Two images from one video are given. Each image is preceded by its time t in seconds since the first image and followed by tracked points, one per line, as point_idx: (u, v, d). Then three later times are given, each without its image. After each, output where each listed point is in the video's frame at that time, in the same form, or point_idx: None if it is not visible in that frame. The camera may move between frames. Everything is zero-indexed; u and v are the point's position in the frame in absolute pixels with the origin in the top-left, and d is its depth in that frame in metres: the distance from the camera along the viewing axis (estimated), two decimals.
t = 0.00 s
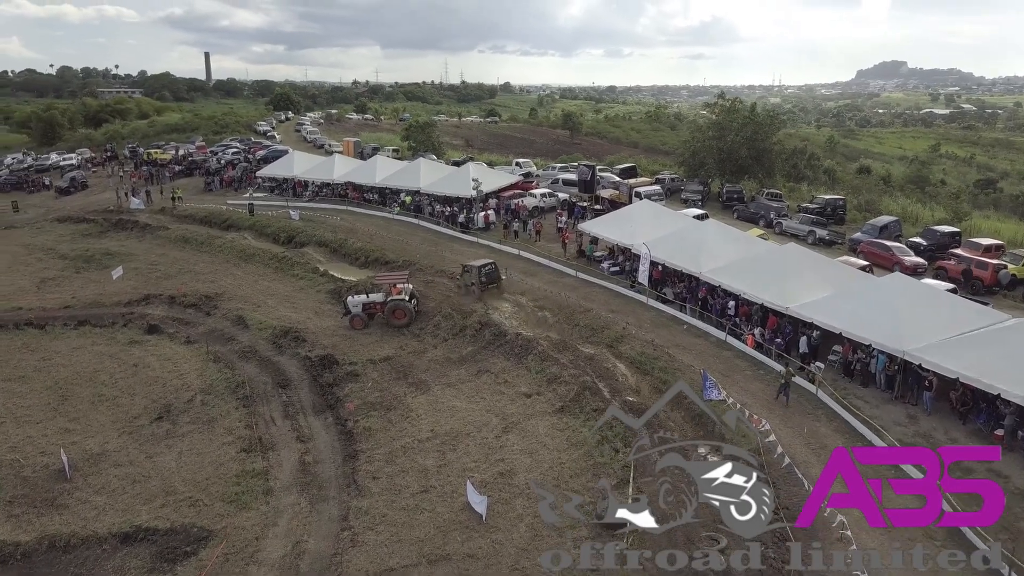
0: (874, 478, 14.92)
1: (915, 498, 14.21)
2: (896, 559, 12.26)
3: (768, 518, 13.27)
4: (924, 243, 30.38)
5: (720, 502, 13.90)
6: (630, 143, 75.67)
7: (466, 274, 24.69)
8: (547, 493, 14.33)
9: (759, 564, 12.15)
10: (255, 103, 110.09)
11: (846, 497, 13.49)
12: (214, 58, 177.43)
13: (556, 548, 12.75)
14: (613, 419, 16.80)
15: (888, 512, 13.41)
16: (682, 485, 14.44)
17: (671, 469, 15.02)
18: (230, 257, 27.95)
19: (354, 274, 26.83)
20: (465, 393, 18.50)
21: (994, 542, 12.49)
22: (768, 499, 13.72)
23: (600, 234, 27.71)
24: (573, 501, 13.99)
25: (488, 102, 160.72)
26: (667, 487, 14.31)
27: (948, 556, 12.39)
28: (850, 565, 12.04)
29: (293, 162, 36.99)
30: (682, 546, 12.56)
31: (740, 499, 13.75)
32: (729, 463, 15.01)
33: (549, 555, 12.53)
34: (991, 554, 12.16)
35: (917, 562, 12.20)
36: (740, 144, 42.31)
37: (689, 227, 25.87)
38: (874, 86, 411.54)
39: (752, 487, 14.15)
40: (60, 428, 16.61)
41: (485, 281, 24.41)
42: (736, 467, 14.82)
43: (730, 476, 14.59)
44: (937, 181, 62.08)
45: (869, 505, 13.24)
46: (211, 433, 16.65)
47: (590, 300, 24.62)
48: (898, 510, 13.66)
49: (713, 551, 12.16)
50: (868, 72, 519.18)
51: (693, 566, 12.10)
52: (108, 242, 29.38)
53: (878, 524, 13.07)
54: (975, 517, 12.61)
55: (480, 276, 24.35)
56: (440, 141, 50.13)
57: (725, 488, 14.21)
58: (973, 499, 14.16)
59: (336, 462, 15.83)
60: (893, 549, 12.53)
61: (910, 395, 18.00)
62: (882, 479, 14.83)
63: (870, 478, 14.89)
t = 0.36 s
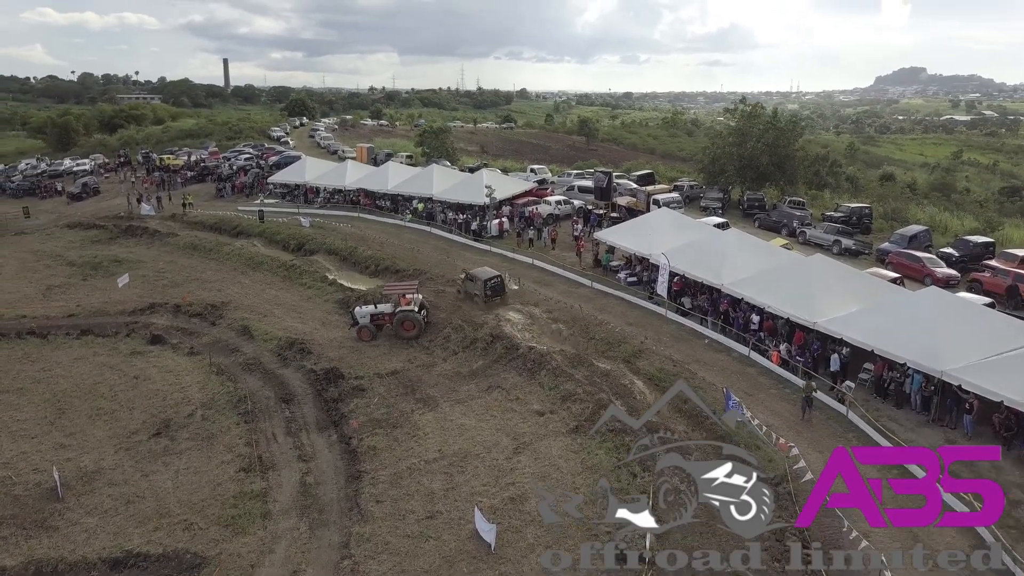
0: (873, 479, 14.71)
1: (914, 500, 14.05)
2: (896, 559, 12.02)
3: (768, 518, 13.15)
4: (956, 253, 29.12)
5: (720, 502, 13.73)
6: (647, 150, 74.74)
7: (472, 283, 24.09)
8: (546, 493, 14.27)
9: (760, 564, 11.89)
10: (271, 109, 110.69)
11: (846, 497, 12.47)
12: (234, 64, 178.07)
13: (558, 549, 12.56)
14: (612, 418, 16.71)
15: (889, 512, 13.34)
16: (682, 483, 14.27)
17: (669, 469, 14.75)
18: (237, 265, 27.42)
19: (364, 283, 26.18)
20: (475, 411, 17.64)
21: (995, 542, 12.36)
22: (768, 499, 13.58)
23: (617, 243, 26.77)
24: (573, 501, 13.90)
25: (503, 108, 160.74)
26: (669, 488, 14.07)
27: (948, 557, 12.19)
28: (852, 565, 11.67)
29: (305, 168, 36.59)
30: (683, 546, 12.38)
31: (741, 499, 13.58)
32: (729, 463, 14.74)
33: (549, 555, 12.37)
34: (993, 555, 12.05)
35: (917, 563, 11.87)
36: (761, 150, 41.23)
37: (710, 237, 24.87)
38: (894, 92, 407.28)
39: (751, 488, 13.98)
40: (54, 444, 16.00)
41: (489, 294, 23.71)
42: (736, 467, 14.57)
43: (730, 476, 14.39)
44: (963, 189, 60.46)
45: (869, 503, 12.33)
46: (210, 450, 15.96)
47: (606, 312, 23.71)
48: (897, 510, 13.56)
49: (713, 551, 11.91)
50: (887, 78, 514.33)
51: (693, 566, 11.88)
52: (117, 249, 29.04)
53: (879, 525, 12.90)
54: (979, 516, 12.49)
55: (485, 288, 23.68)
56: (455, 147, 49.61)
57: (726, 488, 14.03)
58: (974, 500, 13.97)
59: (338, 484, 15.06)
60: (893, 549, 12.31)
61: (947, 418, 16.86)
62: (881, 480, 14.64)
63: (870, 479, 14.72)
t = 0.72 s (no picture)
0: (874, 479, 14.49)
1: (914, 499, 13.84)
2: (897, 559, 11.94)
3: (768, 518, 13.06)
4: (988, 261, 27.91)
5: (720, 502, 13.70)
6: (662, 152, 73.68)
7: (472, 283, 23.65)
8: (546, 493, 14.14)
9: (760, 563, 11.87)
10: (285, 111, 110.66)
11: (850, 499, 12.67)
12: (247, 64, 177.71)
13: (557, 548, 12.45)
14: (613, 419, 16.56)
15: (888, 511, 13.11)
16: (682, 483, 14.17)
17: (671, 469, 14.63)
18: (243, 270, 26.84)
19: (372, 289, 25.51)
20: (483, 427, 16.81)
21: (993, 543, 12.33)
22: (768, 499, 13.48)
23: (632, 249, 25.89)
24: (573, 502, 13.77)
25: (516, 109, 159.97)
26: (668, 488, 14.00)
27: (948, 557, 12.07)
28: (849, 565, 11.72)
29: (314, 170, 36.09)
30: (683, 546, 12.36)
31: (741, 499, 13.58)
32: (729, 463, 14.78)
33: (549, 555, 12.24)
34: (992, 555, 12.09)
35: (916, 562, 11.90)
36: (781, 154, 40.06)
37: (729, 244, 23.91)
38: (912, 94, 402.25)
39: (751, 487, 13.90)
40: (45, 458, 15.39)
41: (491, 295, 23.28)
42: (736, 467, 14.57)
43: (730, 476, 14.42)
44: (988, 193, 58.86)
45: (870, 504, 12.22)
46: (205, 466, 15.27)
47: (619, 322, 22.79)
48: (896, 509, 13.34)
49: (712, 550, 12.01)
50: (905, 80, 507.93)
51: (694, 566, 11.89)
52: (123, 252, 28.65)
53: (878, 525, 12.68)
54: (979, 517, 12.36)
55: (486, 288, 23.25)
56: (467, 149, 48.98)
57: (725, 488, 14.07)
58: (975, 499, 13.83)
59: (338, 504, 14.27)
60: (894, 549, 12.23)
61: (986, 439, 15.77)
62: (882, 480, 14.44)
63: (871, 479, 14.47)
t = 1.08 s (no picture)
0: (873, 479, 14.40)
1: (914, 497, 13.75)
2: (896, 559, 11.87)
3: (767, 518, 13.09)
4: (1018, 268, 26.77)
5: (720, 501, 13.69)
6: (676, 153, 72.62)
7: (467, 285, 23.26)
8: (547, 493, 14.08)
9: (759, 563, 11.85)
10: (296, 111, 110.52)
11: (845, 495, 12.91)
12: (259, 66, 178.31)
13: (557, 549, 12.37)
14: (613, 418, 16.54)
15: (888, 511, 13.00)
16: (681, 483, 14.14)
17: (671, 469, 14.61)
18: (247, 275, 26.26)
19: (378, 294, 24.87)
20: (490, 444, 16.02)
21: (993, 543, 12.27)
22: (768, 499, 13.51)
23: (646, 255, 25.04)
24: (575, 501, 13.79)
25: (527, 110, 159.68)
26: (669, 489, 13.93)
27: (948, 557, 11.99)
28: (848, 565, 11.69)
29: (322, 171, 35.53)
30: (684, 545, 12.32)
31: (740, 499, 13.57)
32: (729, 463, 14.72)
33: (549, 556, 12.16)
34: (992, 555, 12.03)
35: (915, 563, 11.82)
36: (801, 156, 38.93)
37: (748, 250, 22.98)
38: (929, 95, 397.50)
39: (751, 487, 13.89)
40: (35, 472, 14.82)
41: (486, 296, 22.89)
42: (736, 467, 14.52)
43: (730, 476, 14.35)
44: (1011, 195, 57.38)
45: (870, 504, 12.19)
46: (200, 482, 14.65)
47: (632, 331, 21.94)
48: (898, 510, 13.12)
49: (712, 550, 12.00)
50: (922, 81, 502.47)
51: (693, 566, 11.88)
52: (128, 255, 28.21)
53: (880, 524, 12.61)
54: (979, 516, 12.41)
55: (481, 290, 22.85)
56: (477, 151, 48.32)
57: (725, 488, 13.99)
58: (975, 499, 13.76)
59: (335, 526, 13.54)
60: (893, 548, 12.16)
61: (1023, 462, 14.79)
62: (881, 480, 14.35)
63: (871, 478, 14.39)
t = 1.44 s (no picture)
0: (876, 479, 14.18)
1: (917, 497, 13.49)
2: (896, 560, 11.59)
3: (768, 518, 12.79)
4: None
5: (720, 501, 13.37)
6: (696, 154, 71.39)
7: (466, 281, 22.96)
8: (548, 493, 13.96)
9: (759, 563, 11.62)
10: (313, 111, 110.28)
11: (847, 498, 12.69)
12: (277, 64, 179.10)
13: (557, 548, 12.26)
14: (613, 418, 16.38)
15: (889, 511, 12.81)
16: (681, 484, 13.82)
17: (670, 470, 14.31)
18: (259, 276, 25.87)
19: (389, 297, 24.40)
20: (501, 459, 15.32)
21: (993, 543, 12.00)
22: (768, 499, 13.21)
23: (665, 259, 24.28)
24: (574, 501, 13.63)
25: (544, 110, 158.60)
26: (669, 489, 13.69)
27: (948, 557, 11.72)
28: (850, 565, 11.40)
29: (337, 171, 35.06)
30: (684, 544, 12.11)
31: (740, 499, 13.28)
32: (729, 463, 14.31)
33: (549, 555, 12.06)
34: (993, 555, 11.75)
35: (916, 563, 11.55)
36: (826, 156, 37.75)
37: (772, 256, 22.08)
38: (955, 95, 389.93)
39: (751, 488, 13.57)
40: (35, 481, 14.44)
41: (487, 289, 22.65)
42: (737, 467, 14.16)
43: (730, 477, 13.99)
44: None
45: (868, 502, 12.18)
46: (201, 494, 14.18)
47: (650, 338, 21.17)
48: (897, 509, 12.96)
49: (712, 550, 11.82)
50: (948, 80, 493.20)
51: (693, 566, 11.71)
52: (139, 256, 27.94)
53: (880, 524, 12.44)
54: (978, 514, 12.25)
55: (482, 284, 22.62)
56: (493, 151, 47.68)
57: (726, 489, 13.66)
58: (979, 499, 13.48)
59: (337, 544, 12.89)
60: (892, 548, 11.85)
61: None
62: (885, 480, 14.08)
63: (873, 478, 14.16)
